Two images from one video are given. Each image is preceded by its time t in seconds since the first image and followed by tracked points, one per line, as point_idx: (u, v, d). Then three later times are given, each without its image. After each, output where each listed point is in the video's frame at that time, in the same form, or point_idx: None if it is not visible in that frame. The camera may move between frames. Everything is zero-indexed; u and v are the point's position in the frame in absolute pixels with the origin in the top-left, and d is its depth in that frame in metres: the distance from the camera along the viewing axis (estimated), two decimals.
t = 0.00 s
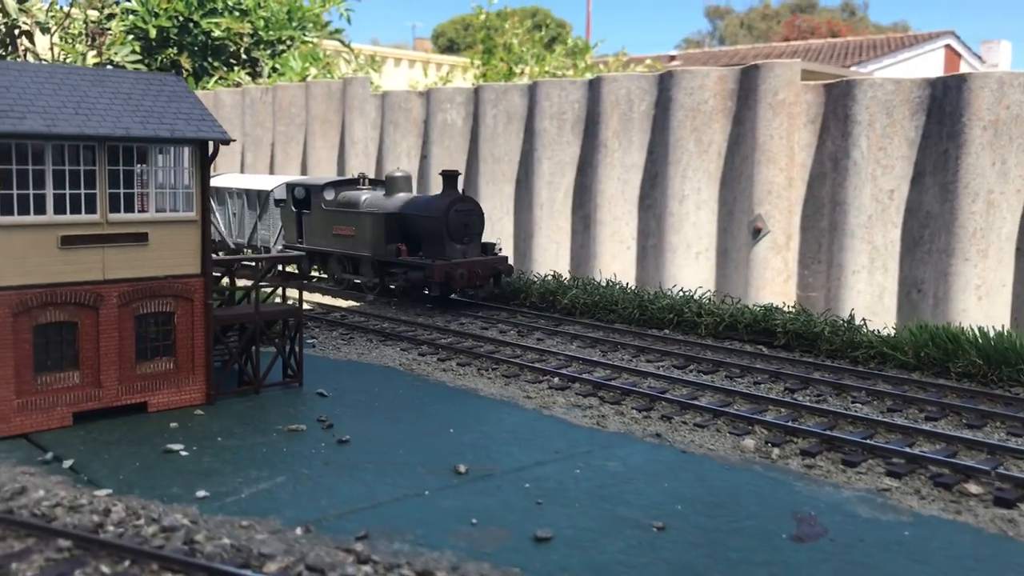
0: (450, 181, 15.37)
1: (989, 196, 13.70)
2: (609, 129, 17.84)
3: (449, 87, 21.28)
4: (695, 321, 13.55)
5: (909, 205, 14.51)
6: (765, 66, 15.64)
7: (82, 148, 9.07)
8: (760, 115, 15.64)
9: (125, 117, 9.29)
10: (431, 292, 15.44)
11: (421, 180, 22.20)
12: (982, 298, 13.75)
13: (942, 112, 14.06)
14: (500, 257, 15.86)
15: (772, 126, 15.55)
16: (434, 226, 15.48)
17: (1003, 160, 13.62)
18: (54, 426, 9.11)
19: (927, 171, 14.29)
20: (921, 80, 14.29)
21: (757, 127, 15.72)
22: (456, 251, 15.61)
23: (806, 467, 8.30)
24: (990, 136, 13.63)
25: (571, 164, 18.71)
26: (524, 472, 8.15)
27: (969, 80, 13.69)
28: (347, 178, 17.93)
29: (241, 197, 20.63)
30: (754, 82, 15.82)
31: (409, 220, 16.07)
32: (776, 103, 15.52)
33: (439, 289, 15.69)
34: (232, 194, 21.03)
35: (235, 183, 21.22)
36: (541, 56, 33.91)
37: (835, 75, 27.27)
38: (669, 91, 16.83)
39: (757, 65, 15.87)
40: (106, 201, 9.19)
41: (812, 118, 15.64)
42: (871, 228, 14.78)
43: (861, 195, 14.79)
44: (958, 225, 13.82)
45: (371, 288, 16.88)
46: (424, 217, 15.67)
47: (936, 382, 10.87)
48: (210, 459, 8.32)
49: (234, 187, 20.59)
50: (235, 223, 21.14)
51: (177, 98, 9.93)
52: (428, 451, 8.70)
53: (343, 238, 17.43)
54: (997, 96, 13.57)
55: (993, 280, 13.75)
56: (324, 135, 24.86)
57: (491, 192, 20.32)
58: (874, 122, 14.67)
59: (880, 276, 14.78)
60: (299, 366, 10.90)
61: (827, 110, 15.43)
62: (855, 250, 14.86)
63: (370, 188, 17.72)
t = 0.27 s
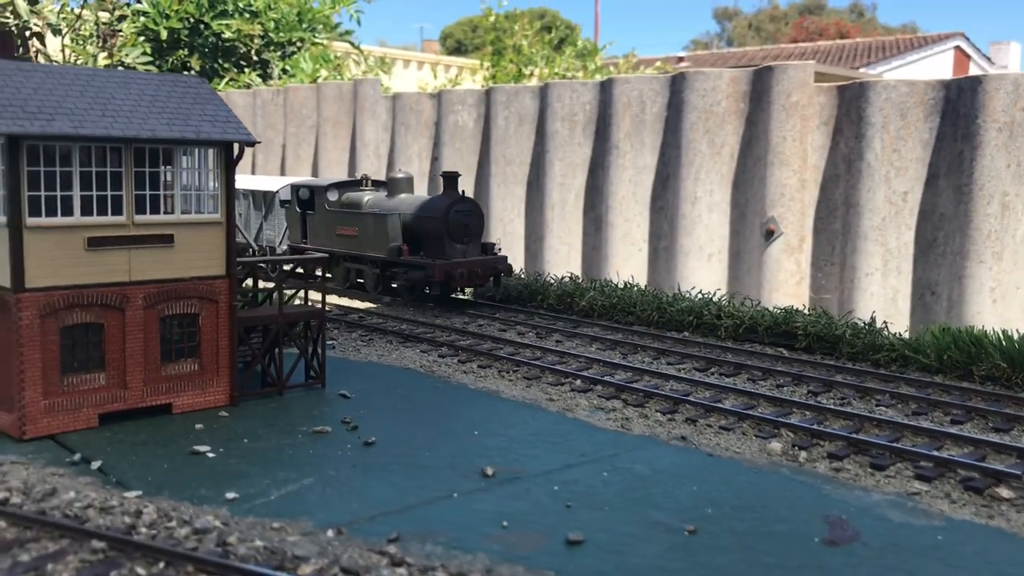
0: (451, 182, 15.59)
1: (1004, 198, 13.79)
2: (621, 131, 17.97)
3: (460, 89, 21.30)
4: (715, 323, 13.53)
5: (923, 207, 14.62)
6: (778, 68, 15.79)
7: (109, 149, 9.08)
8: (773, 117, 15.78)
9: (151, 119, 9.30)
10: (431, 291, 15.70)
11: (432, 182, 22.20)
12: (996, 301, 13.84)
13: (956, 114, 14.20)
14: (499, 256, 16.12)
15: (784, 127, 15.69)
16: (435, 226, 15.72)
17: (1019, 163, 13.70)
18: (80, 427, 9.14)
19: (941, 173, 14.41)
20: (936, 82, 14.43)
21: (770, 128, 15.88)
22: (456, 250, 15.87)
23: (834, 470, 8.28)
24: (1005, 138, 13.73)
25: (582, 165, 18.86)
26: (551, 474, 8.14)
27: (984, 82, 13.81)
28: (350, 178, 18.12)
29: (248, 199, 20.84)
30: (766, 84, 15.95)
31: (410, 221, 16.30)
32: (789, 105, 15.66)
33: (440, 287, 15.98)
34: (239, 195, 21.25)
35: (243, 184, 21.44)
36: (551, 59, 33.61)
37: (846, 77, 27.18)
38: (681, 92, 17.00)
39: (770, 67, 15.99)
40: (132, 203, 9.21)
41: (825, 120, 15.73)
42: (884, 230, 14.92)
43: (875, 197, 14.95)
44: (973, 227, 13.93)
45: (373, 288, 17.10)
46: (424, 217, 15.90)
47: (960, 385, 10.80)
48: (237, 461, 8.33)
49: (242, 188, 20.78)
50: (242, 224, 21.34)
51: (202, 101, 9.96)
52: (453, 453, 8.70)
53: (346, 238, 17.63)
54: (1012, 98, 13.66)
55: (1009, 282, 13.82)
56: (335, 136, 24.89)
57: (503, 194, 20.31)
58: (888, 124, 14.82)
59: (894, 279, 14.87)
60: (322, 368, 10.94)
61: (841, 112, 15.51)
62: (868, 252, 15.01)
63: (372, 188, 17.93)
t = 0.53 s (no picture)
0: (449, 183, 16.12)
1: (1017, 200, 13.75)
2: (632, 133, 17.95)
3: (470, 91, 21.32)
4: (730, 325, 13.53)
5: (935, 209, 14.59)
6: (789, 70, 15.77)
7: (129, 150, 9.08)
8: (784, 119, 15.75)
9: (170, 120, 9.31)
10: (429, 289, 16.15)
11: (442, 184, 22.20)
12: (1009, 303, 13.79)
13: (968, 116, 14.18)
14: (494, 255, 16.71)
15: (796, 129, 15.65)
16: (433, 226, 16.25)
17: None
18: (99, 428, 9.16)
19: (953, 175, 14.38)
20: (948, 84, 14.42)
21: (781, 130, 15.84)
22: (453, 249, 16.41)
23: (855, 473, 8.25)
24: (1018, 139, 13.67)
25: (593, 167, 18.85)
26: (570, 476, 8.13)
27: (996, 83, 13.77)
28: (350, 179, 18.42)
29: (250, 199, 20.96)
30: (778, 85, 15.93)
31: (408, 221, 16.77)
32: (800, 107, 15.62)
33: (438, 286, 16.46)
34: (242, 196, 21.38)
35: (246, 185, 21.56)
36: (559, 60, 33.45)
37: (855, 80, 27.14)
38: (692, 94, 16.98)
39: (781, 68, 15.96)
40: (151, 203, 9.21)
41: (837, 122, 15.70)
42: (896, 232, 14.87)
43: (887, 199, 14.89)
44: (986, 230, 13.89)
45: (372, 287, 17.41)
46: (423, 217, 16.40)
47: (978, 387, 10.76)
48: (257, 461, 8.34)
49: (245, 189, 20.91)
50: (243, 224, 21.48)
51: (220, 102, 9.97)
52: (472, 454, 8.69)
53: (346, 238, 17.93)
54: None
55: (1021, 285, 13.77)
56: (345, 138, 24.91)
57: (513, 196, 20.30)
58: (900, 125, 14.77)
59: (905, 282, 14.82)
60: (339, 368, 10.96)
61: (852, 114, 15.47)
62: (880, 254, 14.97)
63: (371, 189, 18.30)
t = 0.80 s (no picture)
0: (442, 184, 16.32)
1: None
2: (639, 135, 17.94)
3: (477, 92, 21.35)
4: (739, 328, 13.53)
5: (944, 212, 14.58)
6: (797, 72, 15.76)
7: (142, 152, 9.11)
8: (792, 121, 15.74)
9: (183, 121, 9.35)
10: (422, 288, 16.40)
11: (450, 185, 22.23)
12: (1018, 307, 13.76)
13: (977, 119, 14.16)
14: (487, 255, 16.95)
15: (803, 132, 15.64)
16: (426, 227, 16.48)
17: None
18: (111, 428, 9.19)
19: (962, 178, 14.37)
20: (956, 86, 14.41)
21: (789, 133, 15.83)
22: (446, 249, 16.65)
23: (866, 476, 8.25)
24: None
25: (600, 169, 18.87)
26: (581, 478, 8.14)
27: (1005, 86, 13.75)
28: (346, 180, 18.64)
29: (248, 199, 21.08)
30: (786, 88, 15.92)
31: (402, 221, 17.00)
32: (808, 109, 15.61)
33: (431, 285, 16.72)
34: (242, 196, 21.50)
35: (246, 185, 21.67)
36: (566, 61, 33.44)
37: (863, 82, 27.07)
38: (700, 96, 16.98)
39: (790, 71, 15.95)
40: (164, 205, 9.24)
41: (845, 124, 15.68)
42: (905, 235, 14.86)
43: (895, 202, 14.87)
44: (994, 233, 13.87)
45: (367, 286, 17.62)
46: (416, 217, 16.63)
47: (989, 391, 10.73)
48: (269, 462, 8.36)
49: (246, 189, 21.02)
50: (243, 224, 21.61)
51: (232, 104, 10.01)
52: (482, 456, 8.71)
53: (342, 238, 18.15)
54: None
55: None
56: (352, 140, 24.95)
57: (520, 198, 20.31)
58: (909, 128, 14.75)
59: (913, 284, 14.84)
60: (349, 370, 10.99)
61: (860, 116, 15.45)
62: (888, 257, 14.95)
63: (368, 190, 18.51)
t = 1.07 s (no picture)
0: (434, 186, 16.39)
1: None
2: (646, 138, 17.93)
3: (484, 94, 21.36)
4: (747, 331, 13.52)
5: (951, 216, 14.57)
6: (804, 75, 15.74)
7: (153, 154, 9.12)
8: (799, 125, 15.72)
9: (194, 124, 9.36)
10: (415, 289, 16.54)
11: (456, 187, 22.24)
12: None
13: (985, 122, 14.14)
14: (480, 257, 17.06)
15: (811, 135, 15.62)
16: (419, 228, 16.58)
17: None
18: (121, 429, 9.21)
19: (970, 182, 14.36)
20: (965, 90, 14.40)
21: (796, 136, 15.81)
22: (439, 251, 16.76)
23: (877, 481, 8.23)
24: None
25: (607, 171, 18.87)
26: (590, 481, 8.14)
27: (1014, 90, 13.72)
28: (342, 181, 18.79)
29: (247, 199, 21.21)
30: (793, 91, 15.91)
31: (395, 222, 17.12)
32: (815, 112, 15.59)
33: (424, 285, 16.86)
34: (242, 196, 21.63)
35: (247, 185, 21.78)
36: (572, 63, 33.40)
37: (871, 85, 26.99)
38: (707, 99, 16.97)
39: (797, 74, 15.94)
40: (175, 207, 9.25)
41: (852, 127, 15.66)
42: (912, 238, 14.84)
43: (903, 205, 14.84)
44: (1002, 237, 13.83)
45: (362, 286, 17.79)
46: (409, 219, 16.74)
47: (998, 396, 10.70)
48: (279, 464, 8.38)
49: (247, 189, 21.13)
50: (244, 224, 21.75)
51: (243, 106, 10.03)
52: (492, 459, 8.71)
53: (337, 238, 18.32)
54: None
55: None
56: (359, 141, 24.98)
57: (526, 200, 20.32)
58: (916, 132, 14.73)
59: (920, 287, 14.83)
60: (358, 373, 11.03)
61: (868, 120, 15.43)
62: (895, 260, 14.93)
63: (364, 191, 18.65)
